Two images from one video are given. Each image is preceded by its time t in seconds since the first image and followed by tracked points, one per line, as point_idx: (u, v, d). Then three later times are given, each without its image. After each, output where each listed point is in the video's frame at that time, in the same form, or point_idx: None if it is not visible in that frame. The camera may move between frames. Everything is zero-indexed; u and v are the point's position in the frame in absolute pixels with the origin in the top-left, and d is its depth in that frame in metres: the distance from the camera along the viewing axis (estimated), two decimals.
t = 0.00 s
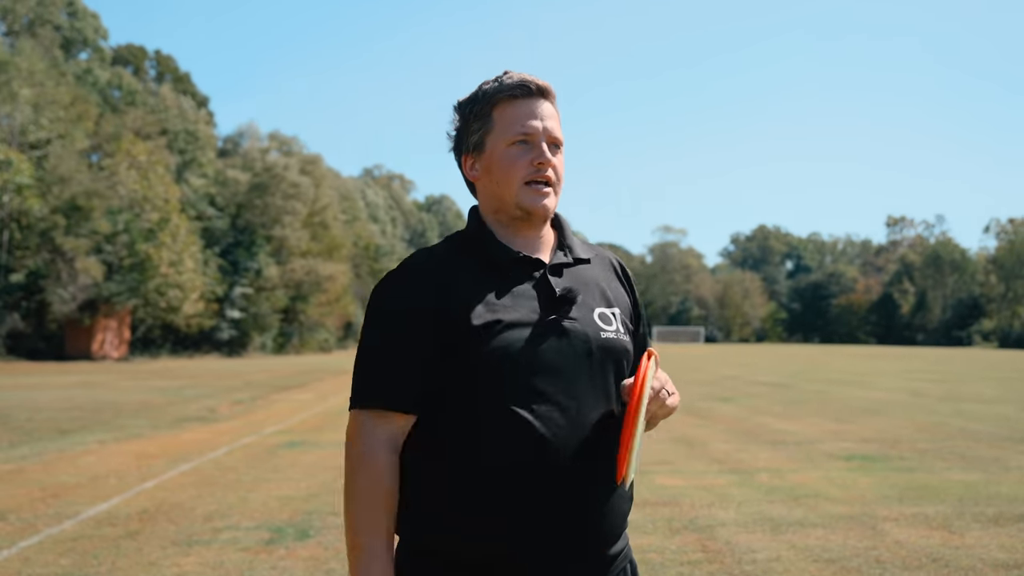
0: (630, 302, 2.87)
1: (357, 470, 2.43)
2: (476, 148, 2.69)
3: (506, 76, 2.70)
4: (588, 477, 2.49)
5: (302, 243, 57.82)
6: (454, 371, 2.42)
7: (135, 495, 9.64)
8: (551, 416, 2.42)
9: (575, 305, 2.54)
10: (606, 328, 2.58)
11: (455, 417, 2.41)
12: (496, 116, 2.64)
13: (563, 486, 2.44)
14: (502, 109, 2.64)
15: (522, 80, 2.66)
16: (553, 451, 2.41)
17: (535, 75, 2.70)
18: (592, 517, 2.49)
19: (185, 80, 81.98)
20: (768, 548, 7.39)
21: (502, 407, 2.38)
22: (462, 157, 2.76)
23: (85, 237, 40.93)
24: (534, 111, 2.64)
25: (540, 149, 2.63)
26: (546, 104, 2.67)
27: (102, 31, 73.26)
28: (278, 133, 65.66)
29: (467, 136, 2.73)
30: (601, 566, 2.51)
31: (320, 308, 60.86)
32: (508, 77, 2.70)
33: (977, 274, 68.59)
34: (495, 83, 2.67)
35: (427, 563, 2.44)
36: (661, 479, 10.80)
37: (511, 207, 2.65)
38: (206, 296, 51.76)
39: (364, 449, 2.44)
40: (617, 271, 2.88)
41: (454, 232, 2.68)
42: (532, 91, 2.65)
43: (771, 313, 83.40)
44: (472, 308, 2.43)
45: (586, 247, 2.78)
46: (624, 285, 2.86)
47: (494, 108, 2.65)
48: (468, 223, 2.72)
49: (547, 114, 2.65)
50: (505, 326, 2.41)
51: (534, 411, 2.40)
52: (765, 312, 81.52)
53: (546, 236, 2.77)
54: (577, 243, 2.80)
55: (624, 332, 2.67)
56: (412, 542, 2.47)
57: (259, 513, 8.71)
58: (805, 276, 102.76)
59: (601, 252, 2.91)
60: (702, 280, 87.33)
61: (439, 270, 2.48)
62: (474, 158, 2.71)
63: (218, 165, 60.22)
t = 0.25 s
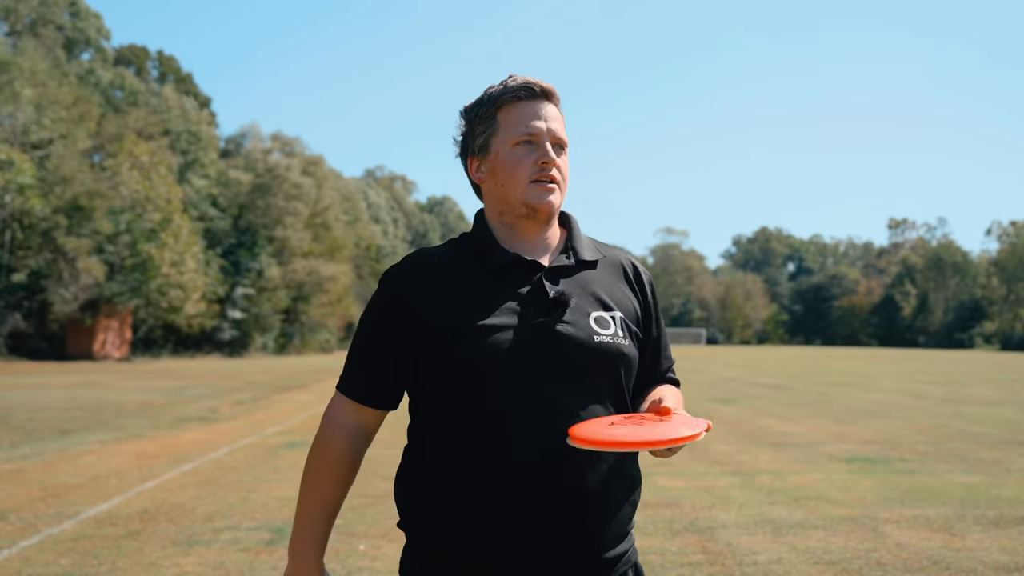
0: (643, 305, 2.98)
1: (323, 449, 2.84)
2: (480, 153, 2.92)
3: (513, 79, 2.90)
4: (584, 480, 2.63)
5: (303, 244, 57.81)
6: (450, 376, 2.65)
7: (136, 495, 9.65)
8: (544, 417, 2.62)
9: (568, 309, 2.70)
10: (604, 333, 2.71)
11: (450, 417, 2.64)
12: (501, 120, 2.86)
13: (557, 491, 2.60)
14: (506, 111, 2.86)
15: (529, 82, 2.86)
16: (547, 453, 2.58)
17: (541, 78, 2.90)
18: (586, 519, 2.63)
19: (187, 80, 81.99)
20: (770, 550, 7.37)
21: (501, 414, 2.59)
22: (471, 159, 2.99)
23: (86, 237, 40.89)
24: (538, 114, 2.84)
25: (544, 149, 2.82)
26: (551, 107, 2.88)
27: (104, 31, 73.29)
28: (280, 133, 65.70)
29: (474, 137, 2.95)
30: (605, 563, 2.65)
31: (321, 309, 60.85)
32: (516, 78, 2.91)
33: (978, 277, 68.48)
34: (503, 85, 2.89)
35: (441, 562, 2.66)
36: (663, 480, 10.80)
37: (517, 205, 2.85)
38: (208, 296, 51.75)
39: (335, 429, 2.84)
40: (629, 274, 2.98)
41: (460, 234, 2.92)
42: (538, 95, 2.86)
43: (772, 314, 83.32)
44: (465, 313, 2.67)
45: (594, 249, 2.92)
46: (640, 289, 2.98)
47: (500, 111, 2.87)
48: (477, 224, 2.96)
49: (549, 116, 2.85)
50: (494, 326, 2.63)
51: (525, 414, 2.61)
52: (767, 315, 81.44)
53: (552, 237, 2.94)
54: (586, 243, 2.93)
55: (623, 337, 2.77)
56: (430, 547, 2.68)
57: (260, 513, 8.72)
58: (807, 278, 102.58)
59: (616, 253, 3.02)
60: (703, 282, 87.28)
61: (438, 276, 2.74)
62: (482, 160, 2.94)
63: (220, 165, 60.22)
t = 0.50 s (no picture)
0: (649, 304, 2.96)
1: (352, 448, 2.87)
2: (489, 156, 2.93)
3: (521, 85, 2.91)
4: (579, 476, 2.63)
5: (305, 244, 57.84)
6: (453, 374, 2.67)
7: (136, 495, 9.66)
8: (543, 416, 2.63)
9: (567, 311, 2.71)
10: (603, 334, 2.71)
11: (449, 413, 2.68)
12: (508, 125, 2.87)
13: (552, 488, 2.61)
14: (513, 117, 2.86)
15: (535, 89, 2.87)
16: (540, 451, 2.60)
17: (549, 83, 2.90)
18: (579, 517, 2.62)
19: (188, 81, 82.05)
20: (769, 551, 7.37)
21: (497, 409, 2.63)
22: (480, 162, 2.99)
23: (87, 238, 40.90)
24: (543, 119, 2.85)
25: (549, 154, 2.82)
26: (558, 112, 2.88)
27: (105, 31, 73.33)
28: (281, 134, 65.73)
29: (483, 141, 2.96)
30: (600, 562, 2.65)
31: (322, 309, 60.84)
32: (524, 84, 2.91)
33: (980, 279, 68.43)
34: (510, 92, 2.90)
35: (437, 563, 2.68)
36: (663, 482, 10.79)
37: (522, 210, 2.86)
38: (209, 297, 51.75)
39: (363, 425, 2.88)
40: (638, 273, 2.96)
41: (469, 236, 2.93)
42: (544, 100, 2.86)
43: (773, 316, 83.27)
44: (465, 312, 2.70)
45: (602, 250, 2.91)
46: (647, 289, 2.97)
47: (506, 117, 2.88)
48: (484, 228, 2.97)
49: (555, 121, 2.85)
50: (491, 323, 2.67)
51: (524, 413, 2.62)
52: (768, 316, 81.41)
53: (560, 238, 2.94)
54: (594, 245, 2.92)
55: (624, 339, 2.77)
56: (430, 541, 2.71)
57: (260, 514, 8.72)
58: (807, 279, 102.61)
59: (627, 253, 3.00)
60: (704, 283, 87.20)
61: (444, 278, 2.77)
62: (489, 166, 2.95)
63: (221, 166, 60.22)
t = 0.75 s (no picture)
0: (646, 308, 2.96)
1: (359, 437, 2.81)
2: (494, 159, 2.92)
3: (529, 87, 2.90)
4: (573, 475, 2.63)
5: (304, 245, 57.82)
6: (452, 373, 2.67)
7: (134, 495, 9.65)
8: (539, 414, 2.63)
9: (565, 312, 2.70)
10: (601, 337, 2.71)
11: (447, 414, 2.68)
12: (514, 129, 2.86)
13: (550, 486, 2.61)
14: (520, 121, 2.86)
15: (544, 93, 2.86)
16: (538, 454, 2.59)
17: (557, 89, 2.90)
18: (571, 520, 2.61)
19: (188, 81, 82.06)
20: (767, 553, 7.37)
21: (495, 406, 2.63)
22: (485, 162, 2.99)
23: (85, 237, 40.88)
24: (550, 125, 2.84)
25: (554, 162, 2.82)
26: (566, 119, 2.87)
27: (105, 30, 73.33)
28: (280, 134, 65.73)
29: (488, 142, 2.96)
30: (594, 564, 2.65)
31: (321, 310, 60.83)
32: (532, 87, 2.91)
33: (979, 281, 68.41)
34: (517, 96, 2.89)
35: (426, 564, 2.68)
36: (662, 483, 10.79)
37: (524, 213, 2.85)
38: (207, 297, 51.70)
39: (366, 418, 2.83)
40: (637, 278, 2.96)
41: (470, 237, 2.92)
42: (552, 105, 2.85)
43: (772, 317, 83.23)
44: (464, 313, 2.70)
45: (600, 254, 2.92)
46: (645, 291, 2.96)
47: (513, 120, 2.87)
48: (486, 230, 2.96)
49: (562, 128, 2.84)
50: (490, 325, 2.66)
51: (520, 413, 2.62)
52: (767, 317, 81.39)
53: (561, 242, 2.94)
54: (593, 249, 2.91)
55: (622, 341, 2.76)
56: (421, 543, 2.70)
57: (258, 514, 8.71)
58: (806, 281, 102.71)
59: (626, 257, 3.00)
60: (703, 284, 87.17)
61: (445, 277, 2.76)
62: (494, 167, 2.94)
63: (221, 165, 60.20)
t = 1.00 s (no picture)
0: (641, 309, 2.96)
1: (357, 425, 2.79)
2: (492, 159, 2.92)
3: (529, 89, 2.90)
4: (568, 474, 2.63)
5: (300, 244, 57.75)
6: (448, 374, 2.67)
7: (129, 494, 9.63)
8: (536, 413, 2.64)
9: (563, 313, 2.71)
10: (596, 337, 2.72)
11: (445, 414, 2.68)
12: (514, 131, 2.86)
13: (547, 485, 2.61)
14: (520, 123, 2.86)
15: (543, 96, 2.86)
16: (534, 457, 2.59)
17: (556, 91, 2.90)
18: (565, 521, 2.61)
19: (184, 80, 81.96)
20: (763, 553, 7.38)
21: (489, 405, 2.65)
22: (483, 162, 2.99)
23: (80, 236, 40.81)
24: (549, 128, 2.84)
25: (552, 164, 2.82)
26: (566, 122, 2.87)
27: (101, 29, 73.22)
28: (276, 133, 65.67)
29: (487, 142, 2.96)
30: (590, 563, 2.64)
31: (317, 309, 60.80)
32: (530, 90, 2.91)
33: (974, 281, 68.50)
34: (517, 97, 2.89)
35: (421, 562, 2.68)
36: (657, 483, 10.80)
37: (521, 216, 2.86)
38: (203, 296, 51.62)
39: (358, 409, 2.81)
40: (632, 279, 2.97)
41: (467, 236, 2.93)
42: (552, 109, 2.85)
43: (768, 317, 83.23)
44: (462, 313, 2.70)
45: (597, 255, 2.92)
46: (640, 294, 2.97)
47: (512, 121, 2.87)
48: (482, 229, 2.96)
49: (562, 132, 2.84)
50: (489, 325, 2.67)
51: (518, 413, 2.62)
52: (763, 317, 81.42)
53: (557, 244, 2.94)
54: (589, 251, 2.92)
55: (618, 341, 2.76)
56: (416, 543, 2.70)
57: (254, 513, 8.71)
58: (801, 282, 102.85)
59: (622, 258, 3.01)
60: (699, 284, 87.15)
61: (441, 277, 2.77)
62: (492, 168, 2.95)
63: (216, 164, 60.11)
